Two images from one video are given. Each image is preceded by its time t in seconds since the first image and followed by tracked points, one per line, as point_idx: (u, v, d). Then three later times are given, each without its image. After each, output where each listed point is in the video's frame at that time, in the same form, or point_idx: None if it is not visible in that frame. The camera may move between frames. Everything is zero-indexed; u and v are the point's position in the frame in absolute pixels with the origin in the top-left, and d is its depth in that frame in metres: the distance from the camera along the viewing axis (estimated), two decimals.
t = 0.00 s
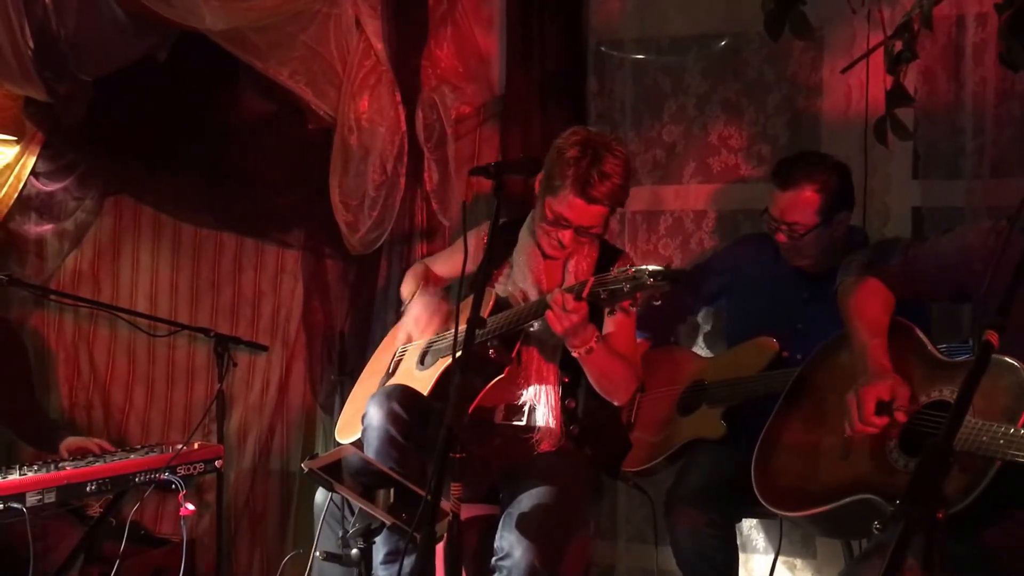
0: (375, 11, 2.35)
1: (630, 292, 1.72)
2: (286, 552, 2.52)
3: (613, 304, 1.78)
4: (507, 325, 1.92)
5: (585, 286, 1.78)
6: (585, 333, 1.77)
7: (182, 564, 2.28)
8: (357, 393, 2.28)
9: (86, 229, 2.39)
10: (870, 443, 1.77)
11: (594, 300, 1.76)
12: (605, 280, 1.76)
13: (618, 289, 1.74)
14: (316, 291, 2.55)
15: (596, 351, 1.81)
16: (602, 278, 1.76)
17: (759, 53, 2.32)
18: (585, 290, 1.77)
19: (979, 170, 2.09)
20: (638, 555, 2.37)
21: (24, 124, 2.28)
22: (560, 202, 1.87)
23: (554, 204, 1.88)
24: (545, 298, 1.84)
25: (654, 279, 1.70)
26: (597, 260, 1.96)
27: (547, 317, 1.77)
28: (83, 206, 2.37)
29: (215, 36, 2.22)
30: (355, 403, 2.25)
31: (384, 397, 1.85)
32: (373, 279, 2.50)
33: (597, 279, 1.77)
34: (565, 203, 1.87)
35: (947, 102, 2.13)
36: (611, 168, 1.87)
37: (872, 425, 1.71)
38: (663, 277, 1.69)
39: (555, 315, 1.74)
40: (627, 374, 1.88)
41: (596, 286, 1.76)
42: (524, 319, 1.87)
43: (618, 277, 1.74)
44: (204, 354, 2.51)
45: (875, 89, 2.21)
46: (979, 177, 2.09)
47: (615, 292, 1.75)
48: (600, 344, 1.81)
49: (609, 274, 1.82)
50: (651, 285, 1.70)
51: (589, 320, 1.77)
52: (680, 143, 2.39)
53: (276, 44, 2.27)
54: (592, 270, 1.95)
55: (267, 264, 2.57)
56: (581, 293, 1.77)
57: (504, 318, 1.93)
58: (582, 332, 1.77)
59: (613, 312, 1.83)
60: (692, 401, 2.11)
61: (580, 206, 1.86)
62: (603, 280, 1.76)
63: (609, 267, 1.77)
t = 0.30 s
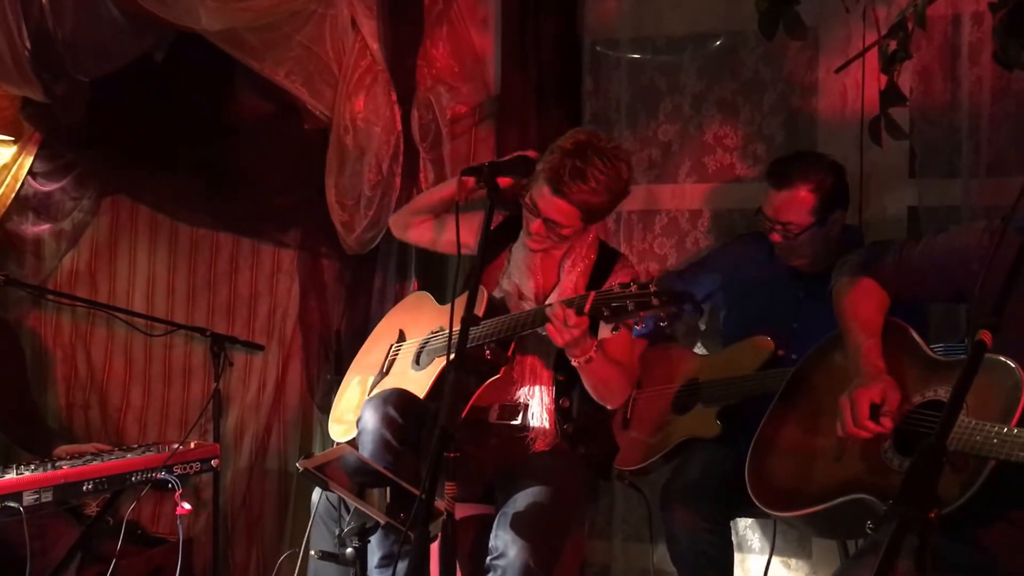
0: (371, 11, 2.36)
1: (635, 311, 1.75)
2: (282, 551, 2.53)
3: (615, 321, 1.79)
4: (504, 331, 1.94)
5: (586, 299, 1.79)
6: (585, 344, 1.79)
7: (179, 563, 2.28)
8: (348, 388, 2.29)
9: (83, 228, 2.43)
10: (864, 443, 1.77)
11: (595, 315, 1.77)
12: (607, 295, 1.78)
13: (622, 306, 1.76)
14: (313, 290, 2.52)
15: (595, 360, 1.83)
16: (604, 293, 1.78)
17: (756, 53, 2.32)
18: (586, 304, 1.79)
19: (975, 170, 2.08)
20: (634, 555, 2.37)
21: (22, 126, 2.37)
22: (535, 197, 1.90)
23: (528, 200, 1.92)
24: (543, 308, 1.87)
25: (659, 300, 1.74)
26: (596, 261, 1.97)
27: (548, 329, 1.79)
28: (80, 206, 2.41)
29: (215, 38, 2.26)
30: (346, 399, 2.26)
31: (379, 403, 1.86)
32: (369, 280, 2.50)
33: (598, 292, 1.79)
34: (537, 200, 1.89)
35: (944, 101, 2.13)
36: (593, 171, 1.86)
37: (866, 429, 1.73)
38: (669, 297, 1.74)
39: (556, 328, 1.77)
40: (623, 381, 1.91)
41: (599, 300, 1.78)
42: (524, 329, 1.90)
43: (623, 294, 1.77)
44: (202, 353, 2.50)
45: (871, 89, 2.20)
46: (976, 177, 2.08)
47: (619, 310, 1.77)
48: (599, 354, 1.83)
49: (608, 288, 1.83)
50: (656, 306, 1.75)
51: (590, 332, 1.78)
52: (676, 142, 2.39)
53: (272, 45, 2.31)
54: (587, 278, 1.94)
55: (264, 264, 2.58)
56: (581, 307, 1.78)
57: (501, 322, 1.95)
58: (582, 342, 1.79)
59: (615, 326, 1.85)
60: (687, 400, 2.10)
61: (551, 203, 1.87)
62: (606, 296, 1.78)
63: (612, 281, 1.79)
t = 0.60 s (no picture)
0: (363, 10, 2.36)
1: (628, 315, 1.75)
2: (276, 550, 2.53)
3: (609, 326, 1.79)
4: (497, 332, 1.93)
5: (581, 303, 1.80)
6: (577, 347, 1.78)
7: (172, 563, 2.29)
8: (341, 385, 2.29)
9: (76, 229, 2.39)
10: (855, 443, 1.78)
11: (589, 320, 1.77)
12: (601, 300, 1.79)
13: (616, 310, 1.76)
14: (304, 290, 2.55)
15: (588, 363, 1.83)
16: (599, 297, 1.79)
17: (748, 52, 2.32)
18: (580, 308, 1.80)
19: (967, 169, 2.09)
20: (626, 553, 2.38)
21: (13, 125, 2.25)
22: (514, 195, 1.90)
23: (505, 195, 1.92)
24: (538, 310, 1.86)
25: (653, 305, 1.74)
26: (594, 266, 1.98)
27: (542, 332, 1.78)
28: (72, 206, 2.38)
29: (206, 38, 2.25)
30: (338, 395, 2.26)
31: (371, 400, 1.86)
32: (362, 279, 2.50)
33: (592, 297, 1.80)
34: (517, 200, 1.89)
35: (935, 101, 2.13)
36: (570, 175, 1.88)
37: (855, 424, 1.74)
38: (663, 303, 1.74)
39: (550, 330, 1.76)
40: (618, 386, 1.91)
41: (593, 303, 1.79)
42: (518, 330, 1.89)
43: (618, 300, 1.78)
44: (194, 354, 2.52)
45: (862, 89, 2.19)
46: (967, 176, 2.08)
47: (613, 315, 1.77)
48: (593, 358, 1.83)
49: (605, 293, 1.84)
50: (650, 312, 1.74)
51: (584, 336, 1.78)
52: (668, 142, 2.40)
53: (264, 44, 2.31)
54: (584, 283, 1.95)
55: (256, 264, 2.59)
56: (575, 310, 1.79)
57: (495, 322, 1.94)
58: (575, 345, 1.78)
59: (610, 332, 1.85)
60: (680, 399, 2.09)
61: (529, 202, 1.87)
62: (601, 301, 1.79)
63: (607, 287, 1.80)
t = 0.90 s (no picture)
0: (352, 10, 2.35)
1: (616, 319, 1.75)
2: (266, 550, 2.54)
3: (596, 329, 1.79)
4: (486, 333, 1.94)
5: (568, 306, 1.81)
6: (565, 350, 1.79)
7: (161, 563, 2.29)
8: (330, 384, 2.29)
9: (64, 228, 2.42)
10: (842, 442, 1.79)
11: (576, 323, 1.78)
12: (588, 303, 1.79)
13: (603, 314, 1.76)
14: (294, 290, 2.52)
15: (575, 366, 1.83)
16: (586, 300, 1.80)
17: (736, 53, 2.33)
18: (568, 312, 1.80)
19: (954, 168, 2.09)
20: (616, 552, 2.38)
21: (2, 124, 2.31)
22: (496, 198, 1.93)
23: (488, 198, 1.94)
24: (526, 313, 1.87)
25: (641, 309, 1.74)
26: (584, 265, 1.98)
27: (530, 334, 1.77)
28: (60, 206, 2.40)
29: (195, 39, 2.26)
30: (328, 395, 2.25)
31: (359, 403, 1.86)
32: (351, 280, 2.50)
33: (580, 300, 1.81)
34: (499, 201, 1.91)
35: (922, 101, 2.13)
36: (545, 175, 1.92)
37: (849, 421, 1.72)
38: (651, 308, 1.74)
39: (537, 333, 1.75)
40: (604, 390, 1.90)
41: (580, 306, 1.80)
42: (506, 331, 1.90)
43: (605, 303, 1.78)
44: (182, 354, 2.48)
45: (849, 89, 2.20)
46: (954, 175, 2.08)
47: (600, 318, 1.77)
48: (581, 360, 1.83)
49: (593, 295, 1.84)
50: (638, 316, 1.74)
51: (572, 340, 1.78)
52: (657, 141, 2.40)
53: (252, 44, 2.31)
54: (574, 285, 1.94)
55: (245, 263, 2.56)
56: (563, 313, 1.80)
57: (484, 324, 1.95)
58: (563, 348, 1.79)
59: (597, 335, 1.85)
60: (668, 398, 2.08)
61: (511, 202, 1.90)
62: (588, 304, 1.79)
63: (595, 290, 1.80)
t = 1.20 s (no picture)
0: (339, 10, 2.36)
1: (601, 327, 1.77)
2: (253, 550, 2.53)
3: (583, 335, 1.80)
4: (474, 335, 1.92)
5: (555, 310, 1.82)
6: (551, 353, 1.78)
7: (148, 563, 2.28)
8: (319, 382, 2.28)
9: (50, 229, 2.35)
10: (828, 440, 1.80)
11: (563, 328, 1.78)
12: (574, 308, 1.80)
13: (589, 319, 1.78)
14: (281, 289, 2.52)
15: (562, 369, 1.82)
16: (573, 305, 1.81)
17: (722, 53, 2.33)
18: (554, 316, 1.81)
19: (938, 168, 2.10)
20: (603, 551, 2.39)
21: None
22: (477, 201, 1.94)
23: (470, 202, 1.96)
24: (513, 315, 1.88)
25: (627, 317, 1.77)
26: (573, 266, 1.99)
27: (516, 338, 1.79)
28: (46, 206, 2.33)
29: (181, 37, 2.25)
30: (315, 391, 2.25)
31: (345, 405, 1.87)
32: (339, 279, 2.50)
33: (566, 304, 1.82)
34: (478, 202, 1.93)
35: (907, 101, 2.14)
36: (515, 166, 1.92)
37: (836, 415, 1.74)
38: (637, 317, 1.76)
39: (524, 337, 1.76)
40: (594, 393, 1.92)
41: (566, 311, 1.81)
42: (494, 334, 1.90)
43: (591, 309, 1.79)
44: (169, 354, 2.50)
45: (835, 89, 2.20)
46: (939, 175, 2.09)
47: (586, 323, 1.78)
48: (567, 363, 1.82)
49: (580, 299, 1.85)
50: (623, 323, 1.77)
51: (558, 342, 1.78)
52: (644, 141, 2.41)
53: (240, 44, 2.30)
54: (562, 287, 1.95)
55: (232, 262, 2.58)
56: (550, 317, 1.81)
57: (471, 326, 1.94)
58: (549, 351, 1.78)
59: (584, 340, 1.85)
60: (654, 396, 2.07)
61: (490, 200, 1.91)
62: (574, 308, 1.80)
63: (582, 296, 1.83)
